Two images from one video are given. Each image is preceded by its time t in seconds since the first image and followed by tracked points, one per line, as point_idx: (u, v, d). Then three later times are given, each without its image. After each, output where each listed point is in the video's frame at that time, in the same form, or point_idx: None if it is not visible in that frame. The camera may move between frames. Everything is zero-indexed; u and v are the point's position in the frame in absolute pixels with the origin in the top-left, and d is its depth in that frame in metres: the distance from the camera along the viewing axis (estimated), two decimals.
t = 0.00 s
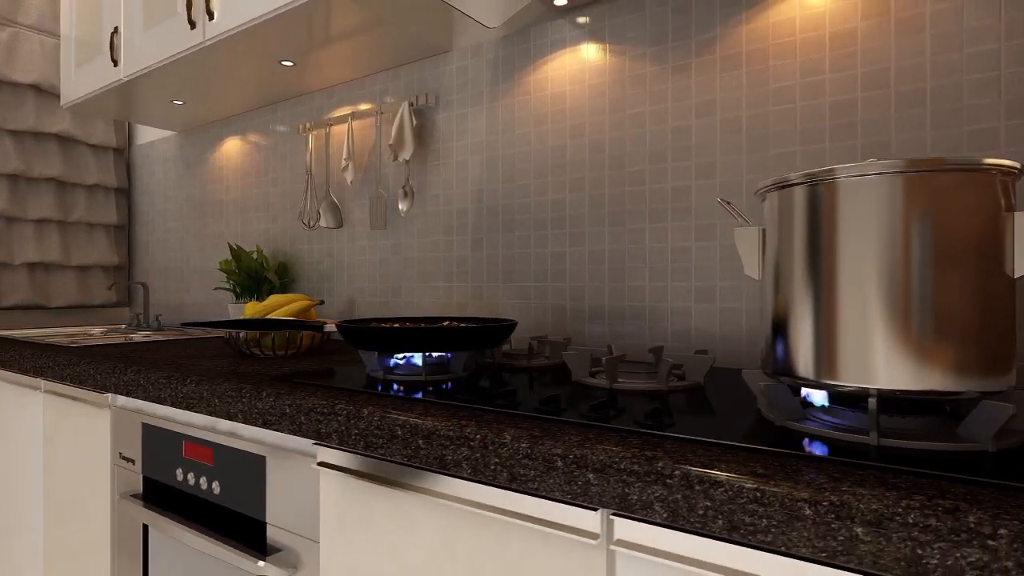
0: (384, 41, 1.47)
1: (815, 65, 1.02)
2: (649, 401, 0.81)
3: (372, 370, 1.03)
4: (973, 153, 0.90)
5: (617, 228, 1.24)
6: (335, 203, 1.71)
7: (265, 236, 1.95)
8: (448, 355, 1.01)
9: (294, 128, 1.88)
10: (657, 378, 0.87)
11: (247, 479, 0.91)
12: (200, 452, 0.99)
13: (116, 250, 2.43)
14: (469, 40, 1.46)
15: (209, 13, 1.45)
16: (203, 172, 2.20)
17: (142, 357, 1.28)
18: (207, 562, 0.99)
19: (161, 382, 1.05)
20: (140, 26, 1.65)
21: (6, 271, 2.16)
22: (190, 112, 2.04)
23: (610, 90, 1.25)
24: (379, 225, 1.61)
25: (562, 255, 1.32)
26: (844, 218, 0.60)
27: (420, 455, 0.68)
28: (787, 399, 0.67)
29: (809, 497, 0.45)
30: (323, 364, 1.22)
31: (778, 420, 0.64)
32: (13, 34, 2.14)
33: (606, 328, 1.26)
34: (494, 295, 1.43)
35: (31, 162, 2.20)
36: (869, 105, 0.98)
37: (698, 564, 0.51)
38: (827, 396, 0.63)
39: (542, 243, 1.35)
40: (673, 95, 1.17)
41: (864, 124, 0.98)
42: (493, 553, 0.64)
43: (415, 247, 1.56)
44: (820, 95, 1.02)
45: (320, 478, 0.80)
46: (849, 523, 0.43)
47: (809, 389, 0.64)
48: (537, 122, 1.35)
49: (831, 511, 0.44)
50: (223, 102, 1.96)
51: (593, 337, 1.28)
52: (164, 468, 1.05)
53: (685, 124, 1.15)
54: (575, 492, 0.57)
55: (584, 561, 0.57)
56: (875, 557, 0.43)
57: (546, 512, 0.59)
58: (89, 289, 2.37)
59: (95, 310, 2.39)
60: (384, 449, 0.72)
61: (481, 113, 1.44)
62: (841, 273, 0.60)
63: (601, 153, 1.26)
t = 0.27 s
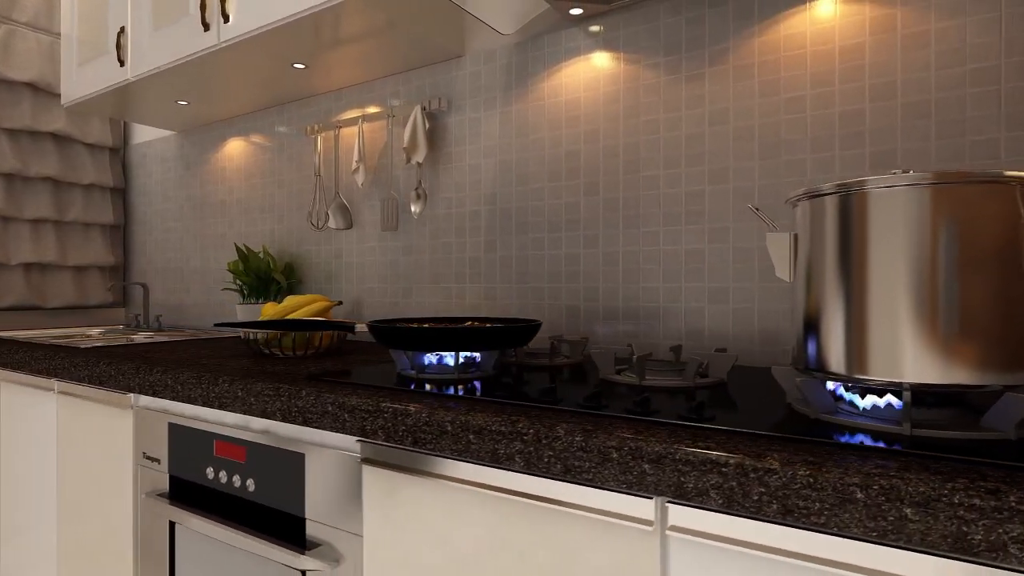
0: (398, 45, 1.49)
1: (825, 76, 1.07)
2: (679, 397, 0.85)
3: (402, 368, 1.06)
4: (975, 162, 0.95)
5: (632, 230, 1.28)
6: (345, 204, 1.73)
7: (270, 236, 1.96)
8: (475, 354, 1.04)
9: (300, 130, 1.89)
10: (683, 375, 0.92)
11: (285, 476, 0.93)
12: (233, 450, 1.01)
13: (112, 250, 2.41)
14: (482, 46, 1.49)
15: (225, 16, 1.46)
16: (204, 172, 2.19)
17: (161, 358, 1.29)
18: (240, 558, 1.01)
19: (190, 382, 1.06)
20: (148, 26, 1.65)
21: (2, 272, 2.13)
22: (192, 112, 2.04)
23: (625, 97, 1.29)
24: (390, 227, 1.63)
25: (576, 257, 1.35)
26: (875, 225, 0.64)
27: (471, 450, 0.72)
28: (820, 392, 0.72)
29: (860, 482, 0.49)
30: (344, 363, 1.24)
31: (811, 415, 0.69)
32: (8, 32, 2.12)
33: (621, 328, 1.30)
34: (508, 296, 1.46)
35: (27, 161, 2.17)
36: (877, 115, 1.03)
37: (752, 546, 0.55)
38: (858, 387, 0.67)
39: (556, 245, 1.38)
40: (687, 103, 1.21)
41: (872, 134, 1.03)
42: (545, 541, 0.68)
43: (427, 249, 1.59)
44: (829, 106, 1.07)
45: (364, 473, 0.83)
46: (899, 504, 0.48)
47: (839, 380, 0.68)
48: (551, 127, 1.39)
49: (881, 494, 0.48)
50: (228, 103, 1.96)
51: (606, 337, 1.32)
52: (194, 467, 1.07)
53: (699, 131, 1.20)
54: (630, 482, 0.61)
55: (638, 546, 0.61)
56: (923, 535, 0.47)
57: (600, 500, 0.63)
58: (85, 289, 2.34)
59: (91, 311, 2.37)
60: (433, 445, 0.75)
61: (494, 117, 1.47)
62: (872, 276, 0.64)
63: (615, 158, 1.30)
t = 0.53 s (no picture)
0: (414, 51, 1.52)
1: (834, 90, 1.14)
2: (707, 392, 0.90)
3: (432, 367, 1.10)
4: (975, 172, 1.02)
5: (645, 233, 1.33)
6: (355, 206, 1.75)
7: (277, 237, 1.97)
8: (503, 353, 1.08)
9: (308, 132, 1.91)
10: (706, 372, 0.97)
11: (324, 472, 0.96)
12: (269, 448, 1.03)
13: (109, 251, 2.39)
14: (496, 52, 1.53)
15: (242, 20, 1.47)
16: (206, 173, 2.19)
17: (183, 358, 1.30)
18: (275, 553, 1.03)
19: (223, 382, 1.08)
20: (159, 28, 1.65)
21: None
22: (196, 113, 2.04)
23: (639, 105, 1.34)
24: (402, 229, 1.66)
25: (590, 259, 1.40)
26: (899, 232, 0.70)
27: (520, 444, 0.76)
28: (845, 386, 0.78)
29: (901, 466, 0.54)
30: (368, 363, 1.27)
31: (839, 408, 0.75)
32: (5, 30, 2.09)
33: (635, 327, 1.34)
34: (521, 296, 1.50)
35: (25, 160, 2.15)
36: (883, 126, 1.09)
37: (797, 527, 0.60)
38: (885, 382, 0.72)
39: (570, 247, 1.42)
40: (700, 111, 1.27)
41: (878, 144, 1.10)
42: (593, 528, 0.72)
43: (439, 250, 1.62)
44: (837, 117, 1.13)
45: (409, 468, 0.86)
46: (937, 485, 0.53)
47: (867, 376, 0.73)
48: (565, 133, 1.43)
49: (920, 476, 0.54)
50: (234, 104, 1.96)
51: (620, 336, 1.36)
52: (226, 465, 1.09)
53: (711, 138, 1.25)
54: (680, 470, 0.65)
55: (686, 529, 0.66)
56: (959, 512, 0.52)
57: (650, 488, 0.67)
58: (83, 290, 2.32)
59: (88, 311, 2.35)
60: (481, 439, 0.79)
61: (508, 122, 1.51)
62: (896, 279, 0.70)
63: (629, 164, 1.35)
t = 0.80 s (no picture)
0: (430, 58, 1.56)
1: (840, 102, 1.21)
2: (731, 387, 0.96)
3: (463, 365, 1.15)
4: (971, 181, 1.10)
5: (658, 237, 1.39)
6: (367, 209, 1.78)
7: (285, 238, 1.99)
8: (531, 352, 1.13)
9: (317, 134, 1.93)
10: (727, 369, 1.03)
11: (364, 467, 1.00)
12: (306, 445, 1.06)
13: (108, 251, 2.38)
14: (510, 60, 1.57)
15: (261, 25, 1.48)
16: (210, 173, 2.19)
17: (208, 358, 1.32)
18: (313, 546, 1.06)
19: (258, 381, 1.11)
20: (172, 31, 1.66)
21: None
22: (202, 114, 2.05)
23: (652, 113, 1.40)
24: (416, 231, 1.70)
25: (604, 261, 1.45)
26: (917, 238, 0.76)
27: (567, 436, 0.80)
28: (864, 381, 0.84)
29: (931, 451, 0.60)
30: (392, 362, 1.31)
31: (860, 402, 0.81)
32: (5, 28, 2.07)
33: (647, 327, 1.40)
34: (535, 297, 1.55)
35: (24, 160, 2.13)
36: (886, 137, 1.17)
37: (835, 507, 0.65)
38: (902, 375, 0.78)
39: (584, 249, 1.48)
40: (711, 120, 1.33)
41: (881, 153, 1.17)
42: (638, 513, 0.77)
43: (453, 252, 1.66)
44: (843, 128, 1.20)
45: (453, 461, 0.91)
46: (965, 467, 0.59)
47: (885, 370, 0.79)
48: (579, 139, 1.48)
49: (950, 459, 0.60)
50: (241, 106, 1.97)
51: (634, 335, 1.42)
52: (261, 461, 1.12)
53: (722, 146, 1.32)
54: (723, 458, 0.71)
55: (729, 513, 0.71)
56: (984, 491, 0.58)
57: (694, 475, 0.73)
58: (82, 291, 2.31)
59: (87, 312, 2.33)
60: (527, 432, 0.83)
61: (522, 128, 1.56)
62: (914, 281, 0.76)
63: (642, 170, 1.41)
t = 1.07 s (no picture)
0: (446, 65, 1.60)
1: (843, 115, 1.28)
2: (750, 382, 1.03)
3: (493, 363, 1.21)
4: (965, 190, 1.18)
5: (669, 240, 1.45)
6: (380, 211, 1.81)
7: (294, 239, 2.01)
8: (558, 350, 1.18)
9: (328, 137, 1.96)
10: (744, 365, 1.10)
11: (403, 461, 1.04)
12: (344, 440, 1.10)
13: (109, 252, 2.37)
14: (523, 68, 1.63)
15: (283, 31, 1.51)
16: (215, 175, 2.20)
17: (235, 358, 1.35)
18: (350, 537, 1.10)
19: (294, 379, 1.14)
20: (188, 34, 1.68)
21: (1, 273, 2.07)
22: (210, 116, 2.06)
23: (663, 122, 1.46)
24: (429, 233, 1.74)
25: (616, 263, 1.51)
26: (927, 244, 0.83)
27: (608, 428, 0.86)
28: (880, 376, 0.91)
29: (950, 437, 0.67)
30: (417, 360, 1.35)
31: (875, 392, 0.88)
32: (8, 27, 2.06)
33: (659, 326, 1.46)
34: (548, 298, 1.60)
35: (26, 160, 2.12)
36: (886, 148, 1.25)
37: (861, 489, 0.72)
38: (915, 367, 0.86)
39: (596, 252, 1.54)
40: (721, 130, 1.40)
41: (882, 163, 1.25)
42: (675, 499, 0.83)
43: (466, 254, 1.71)
44: (846, 139, 1.28)
45: (494, 454, 0.96)
46: (981, 451, 0.66)
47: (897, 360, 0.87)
48: (592, 146, 1.54)
49: (967, 444, 0.66)
50: (251, 108, 1.99)
51: (645, 334, 1.48)
52: (296, 457, 1.15)
53: (731, 155, 1.39)
54: (758, 446, 0.77)
55: (761, 496, 0.77)
56: (998, 472, 0.65)
57: (730, 463, 0.79)
58: (83, 292, 2.30)
59: (88, 313, 2.32)
60: (568, 425, 0.89)
61: (535, 134, 1.61)
62: (925, 284, 0.83)
63: (654, 176, 1.47)
